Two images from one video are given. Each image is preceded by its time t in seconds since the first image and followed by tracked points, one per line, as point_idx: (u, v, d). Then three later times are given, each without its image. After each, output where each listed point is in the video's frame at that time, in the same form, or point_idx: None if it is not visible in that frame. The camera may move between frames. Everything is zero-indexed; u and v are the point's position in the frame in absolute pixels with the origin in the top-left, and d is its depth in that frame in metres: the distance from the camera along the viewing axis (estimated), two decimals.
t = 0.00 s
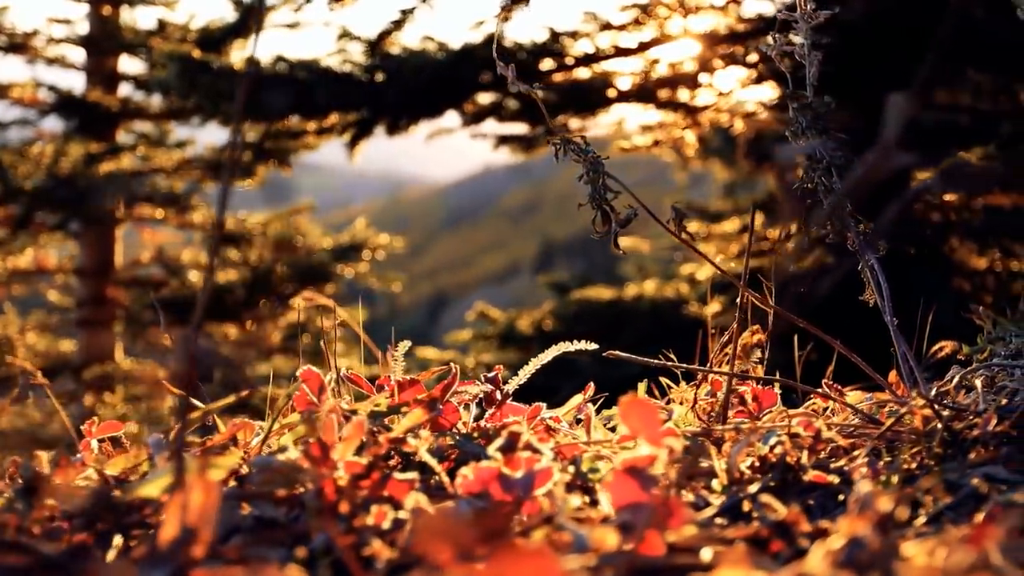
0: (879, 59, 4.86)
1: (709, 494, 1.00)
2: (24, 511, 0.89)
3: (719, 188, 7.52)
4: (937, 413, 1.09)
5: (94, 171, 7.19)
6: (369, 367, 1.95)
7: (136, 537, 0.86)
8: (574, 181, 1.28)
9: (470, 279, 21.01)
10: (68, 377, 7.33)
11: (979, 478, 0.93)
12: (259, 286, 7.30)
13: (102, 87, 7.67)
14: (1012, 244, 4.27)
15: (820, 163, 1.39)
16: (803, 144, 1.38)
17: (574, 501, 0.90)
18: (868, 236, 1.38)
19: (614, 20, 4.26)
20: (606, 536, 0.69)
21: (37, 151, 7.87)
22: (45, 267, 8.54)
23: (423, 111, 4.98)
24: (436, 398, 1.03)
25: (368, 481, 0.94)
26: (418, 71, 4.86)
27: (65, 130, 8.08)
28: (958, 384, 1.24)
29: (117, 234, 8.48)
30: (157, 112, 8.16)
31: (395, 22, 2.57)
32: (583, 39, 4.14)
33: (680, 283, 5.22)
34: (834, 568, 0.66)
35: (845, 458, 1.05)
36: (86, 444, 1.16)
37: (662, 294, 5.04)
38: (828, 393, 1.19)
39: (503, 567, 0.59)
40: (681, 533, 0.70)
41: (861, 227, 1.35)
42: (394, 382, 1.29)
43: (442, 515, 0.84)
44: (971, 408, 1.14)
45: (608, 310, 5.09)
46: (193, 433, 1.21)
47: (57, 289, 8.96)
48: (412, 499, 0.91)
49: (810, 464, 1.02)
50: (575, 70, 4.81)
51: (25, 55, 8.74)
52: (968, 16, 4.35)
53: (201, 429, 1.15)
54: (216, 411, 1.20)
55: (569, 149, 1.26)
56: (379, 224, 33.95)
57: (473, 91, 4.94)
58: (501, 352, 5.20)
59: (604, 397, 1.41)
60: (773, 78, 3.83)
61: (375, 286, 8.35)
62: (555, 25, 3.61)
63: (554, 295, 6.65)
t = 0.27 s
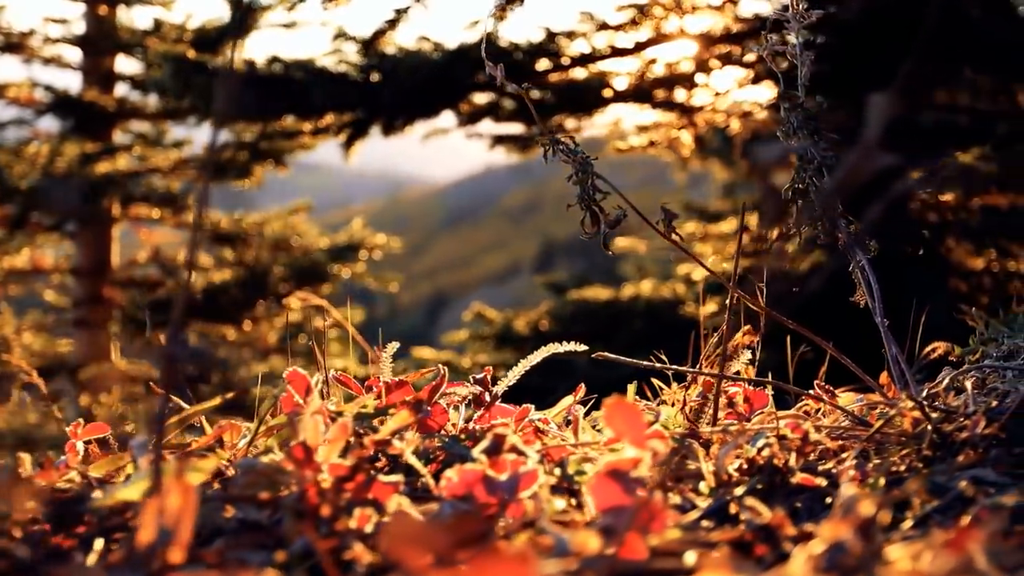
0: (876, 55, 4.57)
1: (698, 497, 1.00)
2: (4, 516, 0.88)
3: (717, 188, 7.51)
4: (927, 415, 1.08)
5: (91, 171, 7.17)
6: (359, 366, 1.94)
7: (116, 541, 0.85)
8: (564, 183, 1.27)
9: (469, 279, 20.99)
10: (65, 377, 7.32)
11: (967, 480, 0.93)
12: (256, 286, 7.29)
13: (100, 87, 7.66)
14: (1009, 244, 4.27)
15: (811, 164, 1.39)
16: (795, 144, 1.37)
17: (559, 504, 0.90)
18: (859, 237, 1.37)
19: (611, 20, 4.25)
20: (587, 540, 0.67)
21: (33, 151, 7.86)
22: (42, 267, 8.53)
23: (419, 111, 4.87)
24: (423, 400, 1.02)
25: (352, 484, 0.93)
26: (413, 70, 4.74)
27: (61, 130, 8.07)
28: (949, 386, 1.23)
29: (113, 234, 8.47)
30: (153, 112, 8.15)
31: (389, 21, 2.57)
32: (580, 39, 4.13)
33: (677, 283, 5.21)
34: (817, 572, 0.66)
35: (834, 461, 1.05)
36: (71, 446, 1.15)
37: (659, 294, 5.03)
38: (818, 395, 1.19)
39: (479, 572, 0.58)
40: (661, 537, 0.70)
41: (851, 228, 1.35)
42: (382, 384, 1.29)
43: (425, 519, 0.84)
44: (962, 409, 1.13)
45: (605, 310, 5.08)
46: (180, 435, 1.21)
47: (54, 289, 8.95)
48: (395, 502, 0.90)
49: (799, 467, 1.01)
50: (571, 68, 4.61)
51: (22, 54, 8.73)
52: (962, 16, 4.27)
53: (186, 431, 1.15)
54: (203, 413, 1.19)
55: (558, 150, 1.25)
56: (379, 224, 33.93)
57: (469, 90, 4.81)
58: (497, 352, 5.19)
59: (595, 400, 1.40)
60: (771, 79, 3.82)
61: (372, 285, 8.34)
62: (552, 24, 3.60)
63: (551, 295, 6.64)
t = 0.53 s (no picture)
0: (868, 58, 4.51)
1: (685, 499, 0.99)
2: None
3: (715, 189, 7.49)
4: (916, 417, 1.08)
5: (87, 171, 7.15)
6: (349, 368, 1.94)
7: (94, 546, 0.85)
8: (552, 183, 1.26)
9: (468, 279, 20.96)
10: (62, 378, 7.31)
11: (955, 484, 0.92)
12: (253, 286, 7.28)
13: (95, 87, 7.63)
14: (1006, 244, 4.26)
15: (800, 163, 1.38)
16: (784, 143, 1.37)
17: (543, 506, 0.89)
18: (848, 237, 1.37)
19: (607, 20, 4.23)
20: (569, 544, 0.67)
21: (29, 151, 7.84)
22: (38, 266, 8.51)
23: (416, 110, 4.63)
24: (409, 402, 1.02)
25: (337, 486, 0.93)
26: (410, 68, 4.50)
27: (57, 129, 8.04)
28: (938, 388, 1.23)
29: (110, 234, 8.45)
30: (150, 111, 8.13)
31: (383, 21, 2.57)
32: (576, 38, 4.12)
33: (673, 284, 5.19)
34: None
35: (822, 463, 1.04)
36: (57, 447, 1.15)
37: (654, 294, 5.02)
38: (807, 397, 1.18)
39: None
40: (642, 541, 0.69)
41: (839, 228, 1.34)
42: (370, 386, 1.28)
43: (408, 522, 0.83)
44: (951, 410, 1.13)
45: (601, 311, 5.07)
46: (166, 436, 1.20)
47: (50, 289, 8.93)
48: (376, 504, 0.90)
49: (786, 469, 1.01)
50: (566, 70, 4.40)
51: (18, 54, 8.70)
52: (957, 15, 4.23)
53: (170, 434, 1.14)
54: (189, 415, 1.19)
55: (547, 149, 1.24)
56: (377, 223, 33.90)
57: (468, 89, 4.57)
58: (492, 352, 5.18)
59: (583, 402, 1.39)
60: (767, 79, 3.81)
61: (369, 285, 8.32)
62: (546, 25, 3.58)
63: (548, 296, 6.62)
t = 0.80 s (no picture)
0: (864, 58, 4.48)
1: (672, 502, 0.99)
2: None
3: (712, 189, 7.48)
4: (905, 419, 1.08)
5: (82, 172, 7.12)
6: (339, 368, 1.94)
7: (74, 549, 0.84)
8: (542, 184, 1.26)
9: (467, 278, 20.94)
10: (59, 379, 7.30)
11: (942, 487, 0.92)
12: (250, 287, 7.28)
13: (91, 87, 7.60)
14: (1003, 245, 4.26)
15: (790, 164, 1.39)
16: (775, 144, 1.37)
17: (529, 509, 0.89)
18: (840, 238, 1.37)
19: (604, 20, 4.22)
20: (549, 549, 0.66)
21: (25, 151, 7.82)
22: (34, 267, 8.49)
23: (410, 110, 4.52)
24: (395, 404, 1.01)
25: (320, 489, 0.92)
26: (406, 68, 4.37)
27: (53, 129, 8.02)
28: (928, 389, 1.23)
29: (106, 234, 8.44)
30: (146, 112, 8.12)
31: (377, 20, 2.56)
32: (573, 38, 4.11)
33: (669, 284, 5.19)
34: None
35: (811, 465, 1.04)
36: (42, 449, 1.15)
37: (650, 295, 5.01)
38: (796, 399, 1.18)
39: None
40: (621, 548, 0.69)
41: (830, 229, 1.34)
42: (359, 387, 1.28)
43: (389, 527, 0.83)
44: (941, 412, 1.13)
45: (597, 311, 5.06)
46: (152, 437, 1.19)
47: (47, 290, 8.92)
48: (360, 506, 0.89)
49: (773, 472, 1.00)
50: (561, 70, 4.38)
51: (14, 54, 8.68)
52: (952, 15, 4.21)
53: (157, 436, 1.14)
54: (176, 416, 1.18)
55: (536, 151, 1.24)
56: (377, 222, 33.88)
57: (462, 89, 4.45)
58: (488, 353, 5.17)
59: (574, 403, 1.39)
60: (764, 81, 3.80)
61: (366, 285, 8.31)
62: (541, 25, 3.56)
63: (544, 296, 6.61)
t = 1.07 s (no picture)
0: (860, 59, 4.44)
1: (658, 505, 0.98)
2: None
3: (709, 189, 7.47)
4: (894, 420, 1.07)
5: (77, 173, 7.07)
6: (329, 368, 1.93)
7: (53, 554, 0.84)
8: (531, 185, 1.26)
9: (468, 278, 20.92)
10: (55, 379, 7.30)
11: (929, 490, 0.91)
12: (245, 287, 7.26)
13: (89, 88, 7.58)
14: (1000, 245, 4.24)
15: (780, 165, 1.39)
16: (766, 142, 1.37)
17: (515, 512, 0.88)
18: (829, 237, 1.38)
19: (600, 20, 4.22)
20: (529, 553, 0.66)
21: (22, 151, 7.80)
22: (31, 267, 8.48)
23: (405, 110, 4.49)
24: (380, 407, 1.01)
25: (305, 493, 0.92)
26: (402, 68, 4.33)
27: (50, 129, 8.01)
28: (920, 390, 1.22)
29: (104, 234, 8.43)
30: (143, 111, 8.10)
31: (371, 20, 2.56)
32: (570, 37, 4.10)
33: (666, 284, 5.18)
34: None
35: (798, 468, 1.03)
36: (27, 451, 1.14)
37: (647, 294, 5.00)
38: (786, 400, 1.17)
39: None
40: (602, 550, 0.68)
41: (821, 228, 1.34)
42: (348, 388, 1.27)
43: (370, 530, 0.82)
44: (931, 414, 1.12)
45: (594, 310, 5.05)
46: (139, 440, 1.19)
47: (44, 289, 8.90)
48: (343, 509, 0.88)
49: (762, 473, 0.99)
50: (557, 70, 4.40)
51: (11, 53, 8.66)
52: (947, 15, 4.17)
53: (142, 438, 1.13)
54: (163, 417, 1.18)
55: (524, 151, 1.23)
56: (377, 222, 33.86)
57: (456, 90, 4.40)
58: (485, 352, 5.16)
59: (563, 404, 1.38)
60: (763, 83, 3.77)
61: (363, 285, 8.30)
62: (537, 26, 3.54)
63: (542, 296, 6.60)
